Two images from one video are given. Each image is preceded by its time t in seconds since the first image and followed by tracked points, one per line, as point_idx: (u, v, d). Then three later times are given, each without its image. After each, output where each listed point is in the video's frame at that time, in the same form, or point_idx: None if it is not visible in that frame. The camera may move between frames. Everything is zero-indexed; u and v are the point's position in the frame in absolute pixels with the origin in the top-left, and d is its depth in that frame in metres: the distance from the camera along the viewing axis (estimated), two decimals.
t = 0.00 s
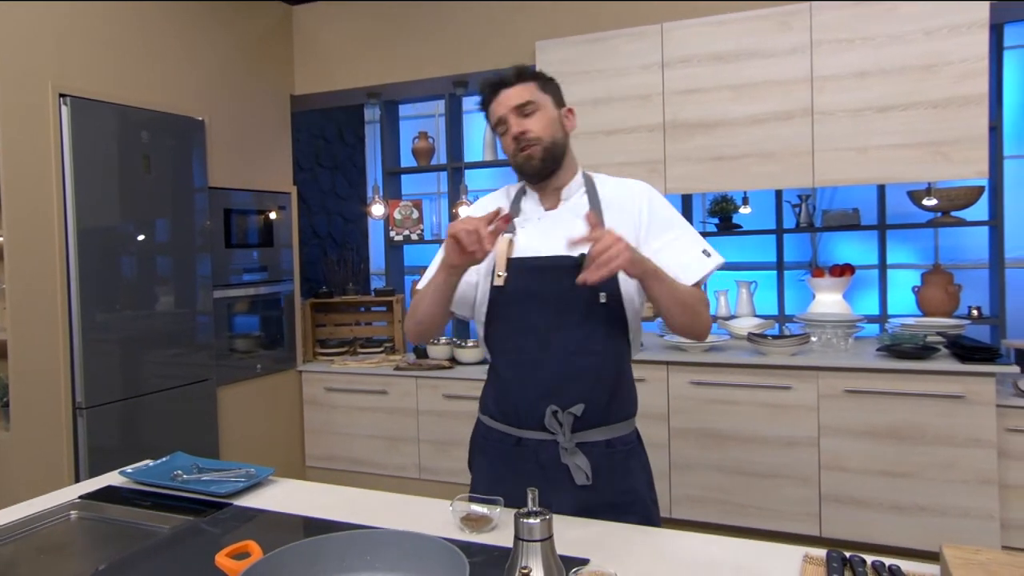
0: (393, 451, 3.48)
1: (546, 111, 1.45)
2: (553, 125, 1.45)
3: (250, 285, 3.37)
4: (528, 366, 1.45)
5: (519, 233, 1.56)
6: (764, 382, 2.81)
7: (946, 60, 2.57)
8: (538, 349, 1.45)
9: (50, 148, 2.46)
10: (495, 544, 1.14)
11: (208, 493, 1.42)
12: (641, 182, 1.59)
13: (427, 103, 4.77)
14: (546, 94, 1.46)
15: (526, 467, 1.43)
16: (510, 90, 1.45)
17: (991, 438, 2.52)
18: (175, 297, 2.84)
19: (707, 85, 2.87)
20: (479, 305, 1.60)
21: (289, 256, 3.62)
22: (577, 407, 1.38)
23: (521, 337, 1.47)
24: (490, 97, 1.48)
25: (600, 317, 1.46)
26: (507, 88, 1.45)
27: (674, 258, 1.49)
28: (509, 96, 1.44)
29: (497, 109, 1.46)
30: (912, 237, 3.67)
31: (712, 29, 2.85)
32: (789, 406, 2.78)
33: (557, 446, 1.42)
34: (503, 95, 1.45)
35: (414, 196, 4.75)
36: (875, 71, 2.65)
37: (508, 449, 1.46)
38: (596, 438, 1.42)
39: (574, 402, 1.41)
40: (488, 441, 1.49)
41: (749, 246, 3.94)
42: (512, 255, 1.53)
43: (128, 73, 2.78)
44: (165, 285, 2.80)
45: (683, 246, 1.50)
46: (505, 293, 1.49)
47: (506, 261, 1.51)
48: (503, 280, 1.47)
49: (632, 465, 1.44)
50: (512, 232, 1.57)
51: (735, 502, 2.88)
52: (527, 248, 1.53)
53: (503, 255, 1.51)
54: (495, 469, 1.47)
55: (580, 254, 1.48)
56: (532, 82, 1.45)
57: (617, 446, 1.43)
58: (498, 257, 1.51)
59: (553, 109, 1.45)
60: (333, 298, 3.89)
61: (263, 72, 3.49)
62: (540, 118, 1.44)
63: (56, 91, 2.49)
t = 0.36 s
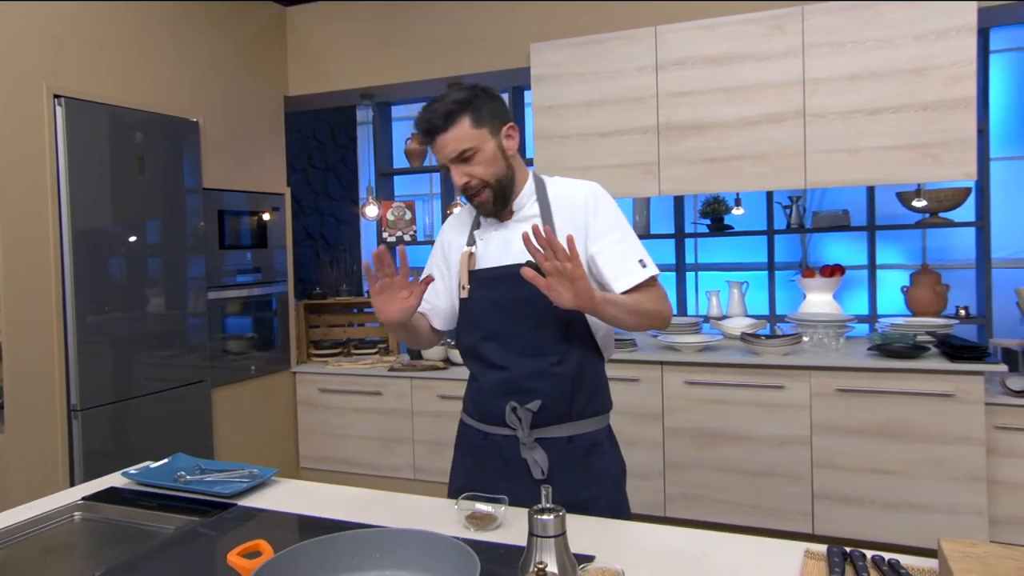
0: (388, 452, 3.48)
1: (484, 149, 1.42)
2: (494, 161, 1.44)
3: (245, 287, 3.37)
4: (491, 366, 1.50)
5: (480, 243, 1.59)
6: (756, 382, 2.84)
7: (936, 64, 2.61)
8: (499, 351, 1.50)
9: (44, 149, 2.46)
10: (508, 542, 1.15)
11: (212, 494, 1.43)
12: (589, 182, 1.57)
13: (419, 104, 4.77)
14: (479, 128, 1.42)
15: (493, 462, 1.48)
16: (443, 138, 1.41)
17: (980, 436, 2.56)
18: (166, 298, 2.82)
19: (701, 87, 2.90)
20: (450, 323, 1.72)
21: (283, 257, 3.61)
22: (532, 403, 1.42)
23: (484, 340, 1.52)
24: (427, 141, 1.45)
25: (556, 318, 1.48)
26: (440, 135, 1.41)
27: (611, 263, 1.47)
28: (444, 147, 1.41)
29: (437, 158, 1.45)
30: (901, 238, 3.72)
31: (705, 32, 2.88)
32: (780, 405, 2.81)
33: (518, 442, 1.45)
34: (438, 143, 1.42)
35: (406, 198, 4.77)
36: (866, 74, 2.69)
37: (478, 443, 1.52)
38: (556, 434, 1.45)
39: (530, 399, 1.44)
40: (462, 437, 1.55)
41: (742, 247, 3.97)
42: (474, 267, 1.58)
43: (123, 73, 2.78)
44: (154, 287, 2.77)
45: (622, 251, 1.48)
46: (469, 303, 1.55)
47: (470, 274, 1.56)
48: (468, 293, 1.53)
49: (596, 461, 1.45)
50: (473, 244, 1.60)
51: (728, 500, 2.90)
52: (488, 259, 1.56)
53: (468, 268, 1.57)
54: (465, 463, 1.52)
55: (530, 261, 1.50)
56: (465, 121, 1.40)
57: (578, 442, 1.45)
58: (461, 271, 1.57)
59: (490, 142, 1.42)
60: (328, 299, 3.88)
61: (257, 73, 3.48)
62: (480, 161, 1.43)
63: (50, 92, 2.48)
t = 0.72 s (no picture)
0: (380, 451, 3.48)
1: (486, 152, 1.42)
2: (492, 164, 1.44)
3: (238, 287, 3.37)
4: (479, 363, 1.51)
5: (468, 244, 1.57)
6: (748, 380, 2.88)
7: (923, 67, 2.65)
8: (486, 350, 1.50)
9: (37, 149, 2.44)
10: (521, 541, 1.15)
11: (216, 494, 1.43)
12: (576, 186, 1.53)
13: (409, 104, 4.77)
14: (484, 130, 1.41)
15: (484, 457, 1.50)
16: (446, 135, 1.39)
17: (967, 432, 2.61)
18: (154, 298, 2.79)
19: (693, 89, 2.93)
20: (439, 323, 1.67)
21: (274, 257, 3.60)
22: (521, 400, 1.43)
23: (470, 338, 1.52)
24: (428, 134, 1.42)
25: (543, 317, 1.47)
26: (443, 131, 1.39)
27: (591, 265, 1.42)
28: (445, 143, 1.39)
29: (436, 152, 1.42)
30: (886, 238, 3.78)
31: (697, 34, 2.91)
32: (771, 403, 2.85)
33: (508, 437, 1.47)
34: (442, 138, 1.39)
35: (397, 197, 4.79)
36: (856, 77, 2.73)
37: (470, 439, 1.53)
38: (545, 429, 1.46)
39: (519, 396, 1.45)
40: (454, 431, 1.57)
41: (731, 246, 4.01)
42: (462, 268, 1.56)
43: (115, 72, 2.76)
44: (142, 287, 2.74)
45: (602, 253, 1.42)
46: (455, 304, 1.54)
47: (457, 274, 1.54)
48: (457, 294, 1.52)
49: (586, 454, 1.47)
50: (462, 244, 1.58)
51: (720, 497, 2.94)
52: (477, 260, 1.55)
53: (455, 268, 1.55)
54: (456, 457, 1.54)
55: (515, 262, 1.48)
56: (473, 122, 1.39)
57: (566, 436, 1.47)
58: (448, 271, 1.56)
59: (491, 146, 1.42)
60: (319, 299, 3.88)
61: (248, 73, 3.46)
62: (480, 164, 1.42)
63: (41, 91, 2.46)
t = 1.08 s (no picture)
0: (373, 448, 3.49)
1: (531, 143, 1.37)
2: (535, 157, 1.40)
3: (230, 284, 3.36)
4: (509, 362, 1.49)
5: (501, 240, 1.54)
6: (739, 376, 2.91)
7: (911, 68, 2.70)
8: (517, 348, 1.49)
9: (30, 147, 2.43)
10: (538, 533, 1.17)
11: (223, 490, 1.43)
12: (614, 192, 1.50)
13: (399, 102, 4.77)
14: (531, 120, 1.37)
15: (511, 457, 1.47)
16: (494, 123, 1.34)
17: (953, 427, 2.67)
18: (142, 296, 2.76)
19: (686, 88, 2.96)
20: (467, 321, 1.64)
21: (267, 255, 3.60)
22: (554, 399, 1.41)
23: (499, 336, 1.50)
24: (472, 120, 1.36)
25: (576, 320, 1.46)
26: (490, 117, 1.34)
27: (617, 279, 1.43)
28: (491, 130, 1.34)
29: (479, 139, 1.36)
30: (872, 236, 3.87)
31: (690, 34, 2.94)
32: (762, 399, 2.89)
33: (537, 437, 1.45)
34: (487, 125, 1.34)
35: (387, 195, 4.80)
36: (845, 78, 2.77)
37: (495, 439, 1.50)
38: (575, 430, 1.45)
39: (551, 396, 1.44)
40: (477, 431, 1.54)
41: (720, 246, 4.05)
42: (494, 265, 1.53)
43: (107, 68, 2.75)
44: (129, 285, 2.71)
45: (630, 268, 1.43)
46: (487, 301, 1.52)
47: (489, 271, 1.52)
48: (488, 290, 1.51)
49: (611, 455, 1.47)
50: (495, 241, 1.55)
51: (712, 492, 2.97)
52: (510, 257, 1.51)
53: (486, 265, 1.53)
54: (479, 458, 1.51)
55: (550, 263, 1.46)
56: (520, 111, 1.34)
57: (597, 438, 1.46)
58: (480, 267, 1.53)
59: (538, 138, 1.38)
60: (310, 296, 3.88)
61: (240, 70, 3.45)
62: (524, 155, 1.37)
63: (36, 87, 2.45)
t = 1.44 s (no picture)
0: (365, 446, 3.50)
1: (601, 146, 1.40)
2: (603, 159, 1.42)
3: (222, 282, 3.36)
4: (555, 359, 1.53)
5: (558, 235, 1.57)
6: (730, 372, 2.96)
7: (897, 70, 2.76)
8: (565, 346, 1.52)
9: (22, 144, 2.42)
10: (553, 525, 1.19)
11: (231, 485, 1.44)
12: (681, 196, 1.52)
13: (388, 100, 4.77)
14: (603, 122, 1.38)
15: (547, 451, 1.51)
16: (567, 125, 1.36)
17: (937, 421, 2.73)
18: (129, 294, 2.73)
19: (678, 88, 3.00)
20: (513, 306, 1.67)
21: (258, 253, 3.59)
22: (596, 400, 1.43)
23: (547, 331, 1.55)
24: (543, 118, 1.38)
25: (624, 324, 1.48)
26: (563, 119, 1.36)
27: (691, 285, 1.43)
28: (562, 133, 1.36)
29: (550, 139, 1.39)
30: (855, 235, 3.93)
31: (682, 35, 2.98)
32: (753, 394, 2.94)
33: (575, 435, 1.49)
34: (558, 125, 1.36)
35: (376, 193, 4.80)
36: (834, 79, 2.83)
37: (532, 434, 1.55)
38: (615, 432, 1.47)
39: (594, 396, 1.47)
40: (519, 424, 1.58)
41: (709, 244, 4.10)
42: (548, 258, 1.56)
43: (98, 65, 2.75)
44: (116, 283, 2.68)
45: (703, 273, 1.44)
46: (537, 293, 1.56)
47: (542, 263, 1.56)
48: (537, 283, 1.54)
49: (649, 459, 1.49)
50: (551, 234, 1.59)
51: (702, 486, 3.02)
52: (566, 252, 1.55)
53: (540, 256, 1.56)
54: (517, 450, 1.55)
55: (606, 263, 1.49)
56: (592, 112, 1.36)
57: (635, 442, 1.47)
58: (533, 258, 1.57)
59: (607, 141, 1.40)
60: (301, 294, 3.88)
61: (231, 69, 3.45)
62: (592, 157, 1.40)
63: (27, 83, 2.45)
